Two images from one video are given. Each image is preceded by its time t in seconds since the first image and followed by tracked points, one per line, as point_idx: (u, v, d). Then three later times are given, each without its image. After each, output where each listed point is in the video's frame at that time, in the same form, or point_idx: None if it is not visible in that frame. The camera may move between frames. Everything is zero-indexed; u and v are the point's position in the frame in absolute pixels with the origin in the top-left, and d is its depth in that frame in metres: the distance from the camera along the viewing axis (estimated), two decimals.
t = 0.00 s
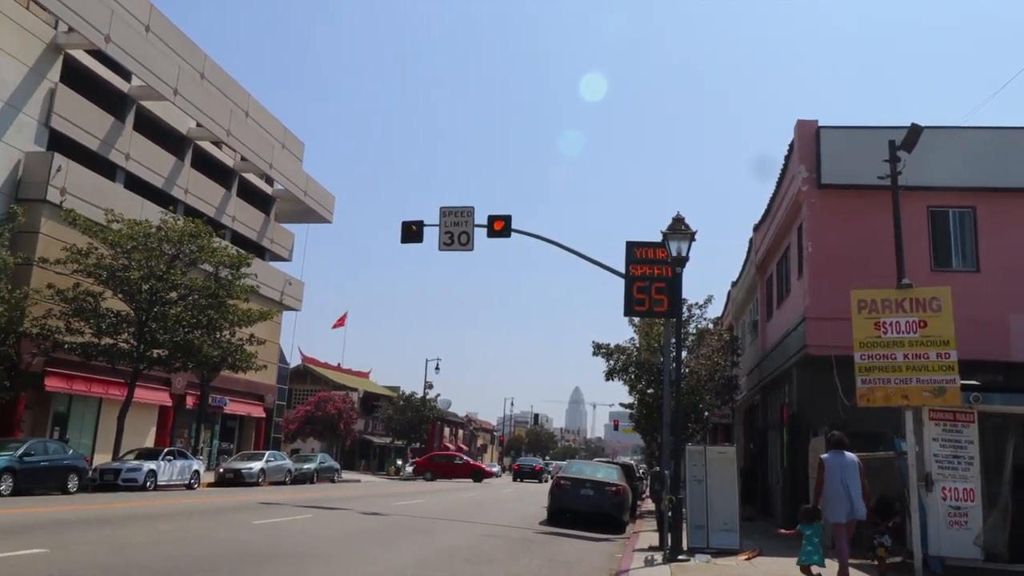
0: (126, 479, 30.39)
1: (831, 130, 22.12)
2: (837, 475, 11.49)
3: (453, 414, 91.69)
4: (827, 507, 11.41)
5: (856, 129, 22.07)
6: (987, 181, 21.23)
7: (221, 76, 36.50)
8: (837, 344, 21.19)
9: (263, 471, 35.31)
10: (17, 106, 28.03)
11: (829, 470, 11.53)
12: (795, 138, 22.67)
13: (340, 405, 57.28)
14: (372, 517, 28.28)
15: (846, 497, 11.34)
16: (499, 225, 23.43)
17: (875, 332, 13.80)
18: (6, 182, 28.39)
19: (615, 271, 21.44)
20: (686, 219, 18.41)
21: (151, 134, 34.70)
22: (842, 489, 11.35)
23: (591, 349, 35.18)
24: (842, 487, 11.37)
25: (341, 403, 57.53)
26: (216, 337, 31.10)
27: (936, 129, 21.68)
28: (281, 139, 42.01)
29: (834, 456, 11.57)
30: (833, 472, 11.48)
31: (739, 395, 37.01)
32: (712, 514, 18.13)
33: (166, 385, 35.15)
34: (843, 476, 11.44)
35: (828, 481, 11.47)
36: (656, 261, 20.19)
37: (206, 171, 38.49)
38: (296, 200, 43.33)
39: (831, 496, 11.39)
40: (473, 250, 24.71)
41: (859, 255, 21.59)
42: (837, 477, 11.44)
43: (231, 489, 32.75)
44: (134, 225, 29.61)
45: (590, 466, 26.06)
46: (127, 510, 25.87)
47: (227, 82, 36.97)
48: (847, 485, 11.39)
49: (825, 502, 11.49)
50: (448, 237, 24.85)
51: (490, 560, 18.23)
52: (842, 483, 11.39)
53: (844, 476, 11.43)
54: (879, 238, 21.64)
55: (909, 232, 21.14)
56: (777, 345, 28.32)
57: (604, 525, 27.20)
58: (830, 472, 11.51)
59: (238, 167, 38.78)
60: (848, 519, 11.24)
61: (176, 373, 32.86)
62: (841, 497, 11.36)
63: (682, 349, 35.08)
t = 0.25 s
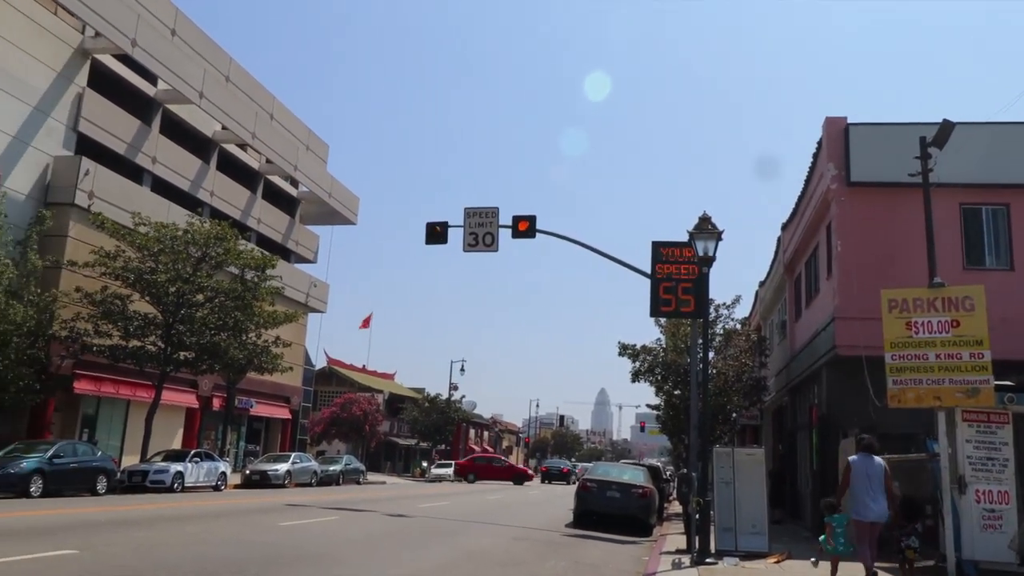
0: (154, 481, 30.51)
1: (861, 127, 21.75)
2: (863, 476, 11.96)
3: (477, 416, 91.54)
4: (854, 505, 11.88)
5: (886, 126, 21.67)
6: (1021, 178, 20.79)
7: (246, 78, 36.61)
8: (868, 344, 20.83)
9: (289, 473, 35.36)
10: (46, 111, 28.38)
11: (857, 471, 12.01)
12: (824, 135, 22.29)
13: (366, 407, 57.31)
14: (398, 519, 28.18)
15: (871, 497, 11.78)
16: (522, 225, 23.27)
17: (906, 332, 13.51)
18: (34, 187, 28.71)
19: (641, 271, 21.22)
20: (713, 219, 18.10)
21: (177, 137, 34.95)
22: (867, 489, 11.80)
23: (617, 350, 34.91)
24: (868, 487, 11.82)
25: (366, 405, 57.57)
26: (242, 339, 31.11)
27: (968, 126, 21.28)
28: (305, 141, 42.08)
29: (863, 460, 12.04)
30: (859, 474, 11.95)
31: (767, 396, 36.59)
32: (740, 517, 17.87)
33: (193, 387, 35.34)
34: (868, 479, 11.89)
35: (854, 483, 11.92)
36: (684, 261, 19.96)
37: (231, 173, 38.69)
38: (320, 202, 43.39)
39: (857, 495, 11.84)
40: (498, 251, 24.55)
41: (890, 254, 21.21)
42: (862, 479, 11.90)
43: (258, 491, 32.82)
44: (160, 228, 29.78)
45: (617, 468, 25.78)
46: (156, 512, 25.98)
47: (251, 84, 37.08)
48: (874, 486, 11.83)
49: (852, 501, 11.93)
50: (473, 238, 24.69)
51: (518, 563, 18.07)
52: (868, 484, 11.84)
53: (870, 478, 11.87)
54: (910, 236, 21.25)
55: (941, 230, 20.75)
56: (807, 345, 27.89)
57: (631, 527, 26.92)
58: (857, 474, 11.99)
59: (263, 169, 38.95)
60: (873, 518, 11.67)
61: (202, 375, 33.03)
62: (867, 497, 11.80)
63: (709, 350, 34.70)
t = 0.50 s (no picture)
0: (176, 482, 30.61)
1: (885, 123, 21.38)
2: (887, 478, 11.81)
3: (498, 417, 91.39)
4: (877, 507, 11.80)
5: (911, 122, 21.31)
6: None
7: (265, 81, 36.74)
8: (894, 345, 20.47)
9: (310, 474, 35.39)
10: (67, 114, 28.66)
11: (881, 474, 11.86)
12: (847, 132, 21.95)
13: (386, 408, 57.45)
14: (419, 521, 28.08)
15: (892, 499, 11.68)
16: (542, 225, 23.11)
17: (933, 332, 13.17)
18: (56, 190, 28.95)
19: (662, 272, 20.98)
20: (735, 219, 17.86)
21: (197, 140, 35.15)
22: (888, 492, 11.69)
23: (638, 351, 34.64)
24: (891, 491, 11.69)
25: (387, 406, 57.60)
26: (263, 341, 31.08)
27: (995, 123, 20.91)
28: (325, 143, 42.12)
29: (886, 460, 11.91)
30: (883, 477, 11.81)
31: (790, 397, 36.20)
32: (765, 519, 17.54)
33: (214, 389, 35.48)
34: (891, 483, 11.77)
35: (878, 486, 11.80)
36: (705, 260, 19.70)
37: (251, 175, 38.87)
38: (340, 204, 43.45)
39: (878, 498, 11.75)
40: (517, 252, 24.36)
41: (916, 253, 20.83)
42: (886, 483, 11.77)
43: (280, 493, 32.85)
44: (181, 230, 29.89)
45: (639, 470, 25.51)
46: (178, 513, 26.03)
47: (270, 86, 37.18)
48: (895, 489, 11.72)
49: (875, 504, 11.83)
50: (492, 239, 24.51)
51: (540, 565, 17.89)
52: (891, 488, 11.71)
53: (893, 482, 11.74)
54: (936, 234, 20.85)
55: (968, 228, 20.35)
56: (831, 345, 27.50)
57: (654, 529, 26.63)
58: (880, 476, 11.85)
59: (282, 171, 39.08)
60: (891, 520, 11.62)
61: (224, 378, 33.15)
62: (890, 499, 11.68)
63: (732, 351, 34.35)
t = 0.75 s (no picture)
0: (210, 484, 30.80)
1: (921, 119, 20.96)
2: (920, 485, 11.52)
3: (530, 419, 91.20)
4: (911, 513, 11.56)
5: (948, 118, 20.89)
6: None
7: (296, 84, 36.95)
8: (932, 345, 20.06)
9: (342, 476, 35.47)
10: (101, 119, 28.98)
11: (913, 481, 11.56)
12: (882, 128, 21.54)
13: (416, 409, 57.58)
14: (450, 523, 27.99)
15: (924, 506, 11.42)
16: (572, 226, 22.95)
17: (973, 332, 12.82)
18: (91, 194, 29.28)
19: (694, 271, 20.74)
20: (768, 219, 17.55)
21: (228, 143, 35.46)
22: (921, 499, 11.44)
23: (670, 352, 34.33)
24: (923, 498, 11.43)
25: (417, 408, 57.68)
26: (294, 343, 31.11)
27: None
28: (354, 145, 42.26)
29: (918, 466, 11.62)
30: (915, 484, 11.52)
31: (826, 398, 35.69)
32: (800, 522, 17.22)
33: (246, 391, 35.73)
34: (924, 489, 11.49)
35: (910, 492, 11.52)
36: (737, 260, 19.43)
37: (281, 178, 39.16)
38: (370, 206, 43.59)
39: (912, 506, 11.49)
40: (547, 253, 24.17)
41: (954, 250, 20.37)
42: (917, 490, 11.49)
43: (313, 494, 32.95)
44: (213, 233, 30.05)
45: (671, 472, 25.21)
46: (212, 515, 26.16)
47: (300, 89, 37.38)
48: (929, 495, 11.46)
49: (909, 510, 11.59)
50: (522, 240, 24.35)
51: (572, 568, 17.71)
52: (923, 494, 11.44)
53: (926, 488, 11.47)
54: (974, 231, 20.40)
55: (1009, 225, 19.87)
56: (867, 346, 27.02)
57: (688, 532, 26.33)
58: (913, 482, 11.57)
59: (312, 174, 39.30)
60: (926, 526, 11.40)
61: (256, 380, 33.34)
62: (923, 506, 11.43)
63: (765, 352, 33.92)
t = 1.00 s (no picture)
0: (233, 485, 30.81)
1: (950, 115, 20.54)
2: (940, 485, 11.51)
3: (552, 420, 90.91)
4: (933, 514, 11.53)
5: (977, 114, 20.48)
6: None
7: (317, 85, 36.97)
8: (961, 344, 19.77)
9: (364, 478, 35.41)
10: (124, 122, 29.08)
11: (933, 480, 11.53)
12: (909, 125, 21.16)
13: (438, 410, 57.51)
14: (473, 525, 27.83)
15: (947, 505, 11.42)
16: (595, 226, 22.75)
17: (1001, 332, 14.99)
18: (114, 197, 29.38)
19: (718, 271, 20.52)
20: (793, 217, 17.28)
21: (249, 145, 35.57)
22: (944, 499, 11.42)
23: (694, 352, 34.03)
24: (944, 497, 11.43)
25: (439, 409, 57.59)
26: (317, 344, 30.98)
27: None
28: (375, 146, 42.21)
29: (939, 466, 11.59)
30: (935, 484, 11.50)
31: (853, 399, 35.26)
32: (827, 524, 16.90)
33: (269, 392, 35.79)
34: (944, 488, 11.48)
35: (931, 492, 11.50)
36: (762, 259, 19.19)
37: (303, 180, 39.23)
38: (391, 207, 43.56)
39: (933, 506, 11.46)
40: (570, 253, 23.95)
41: (984, 248, 19.96)
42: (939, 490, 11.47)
43: (336, 496, 32.91)
44: (235, 235, 30.03)
45: (696, 474, 24.91)
46: (236, 516, 26.16)
47: (321, 90, 37.38)
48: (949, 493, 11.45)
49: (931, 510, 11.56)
50: (545, 240, 24.14)
51: (597, 570, 17.50)
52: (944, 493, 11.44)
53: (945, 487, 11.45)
54: (1004, 229, 20.00)
55: None
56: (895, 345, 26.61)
57: (712, 534, 26.02)
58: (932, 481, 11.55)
59: (333, 175, 39.32)
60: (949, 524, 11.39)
61: (278, 381, 33.37)
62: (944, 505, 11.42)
63: (791, 352, 33.53)
